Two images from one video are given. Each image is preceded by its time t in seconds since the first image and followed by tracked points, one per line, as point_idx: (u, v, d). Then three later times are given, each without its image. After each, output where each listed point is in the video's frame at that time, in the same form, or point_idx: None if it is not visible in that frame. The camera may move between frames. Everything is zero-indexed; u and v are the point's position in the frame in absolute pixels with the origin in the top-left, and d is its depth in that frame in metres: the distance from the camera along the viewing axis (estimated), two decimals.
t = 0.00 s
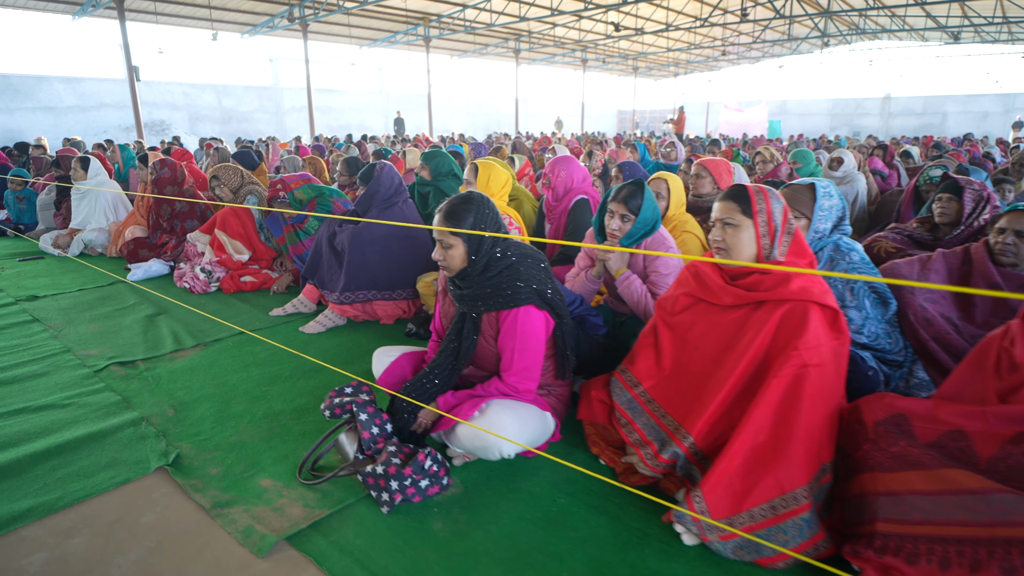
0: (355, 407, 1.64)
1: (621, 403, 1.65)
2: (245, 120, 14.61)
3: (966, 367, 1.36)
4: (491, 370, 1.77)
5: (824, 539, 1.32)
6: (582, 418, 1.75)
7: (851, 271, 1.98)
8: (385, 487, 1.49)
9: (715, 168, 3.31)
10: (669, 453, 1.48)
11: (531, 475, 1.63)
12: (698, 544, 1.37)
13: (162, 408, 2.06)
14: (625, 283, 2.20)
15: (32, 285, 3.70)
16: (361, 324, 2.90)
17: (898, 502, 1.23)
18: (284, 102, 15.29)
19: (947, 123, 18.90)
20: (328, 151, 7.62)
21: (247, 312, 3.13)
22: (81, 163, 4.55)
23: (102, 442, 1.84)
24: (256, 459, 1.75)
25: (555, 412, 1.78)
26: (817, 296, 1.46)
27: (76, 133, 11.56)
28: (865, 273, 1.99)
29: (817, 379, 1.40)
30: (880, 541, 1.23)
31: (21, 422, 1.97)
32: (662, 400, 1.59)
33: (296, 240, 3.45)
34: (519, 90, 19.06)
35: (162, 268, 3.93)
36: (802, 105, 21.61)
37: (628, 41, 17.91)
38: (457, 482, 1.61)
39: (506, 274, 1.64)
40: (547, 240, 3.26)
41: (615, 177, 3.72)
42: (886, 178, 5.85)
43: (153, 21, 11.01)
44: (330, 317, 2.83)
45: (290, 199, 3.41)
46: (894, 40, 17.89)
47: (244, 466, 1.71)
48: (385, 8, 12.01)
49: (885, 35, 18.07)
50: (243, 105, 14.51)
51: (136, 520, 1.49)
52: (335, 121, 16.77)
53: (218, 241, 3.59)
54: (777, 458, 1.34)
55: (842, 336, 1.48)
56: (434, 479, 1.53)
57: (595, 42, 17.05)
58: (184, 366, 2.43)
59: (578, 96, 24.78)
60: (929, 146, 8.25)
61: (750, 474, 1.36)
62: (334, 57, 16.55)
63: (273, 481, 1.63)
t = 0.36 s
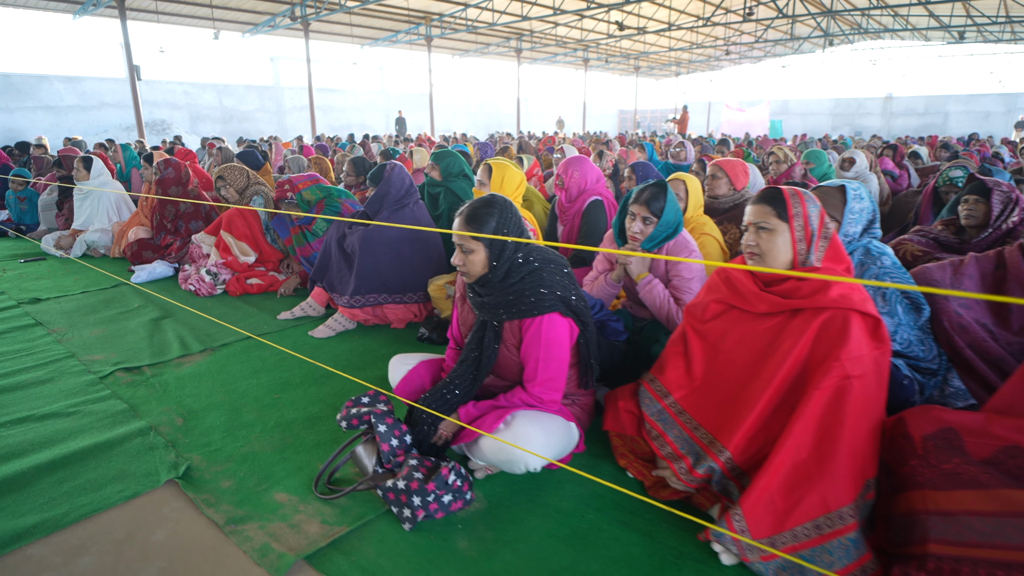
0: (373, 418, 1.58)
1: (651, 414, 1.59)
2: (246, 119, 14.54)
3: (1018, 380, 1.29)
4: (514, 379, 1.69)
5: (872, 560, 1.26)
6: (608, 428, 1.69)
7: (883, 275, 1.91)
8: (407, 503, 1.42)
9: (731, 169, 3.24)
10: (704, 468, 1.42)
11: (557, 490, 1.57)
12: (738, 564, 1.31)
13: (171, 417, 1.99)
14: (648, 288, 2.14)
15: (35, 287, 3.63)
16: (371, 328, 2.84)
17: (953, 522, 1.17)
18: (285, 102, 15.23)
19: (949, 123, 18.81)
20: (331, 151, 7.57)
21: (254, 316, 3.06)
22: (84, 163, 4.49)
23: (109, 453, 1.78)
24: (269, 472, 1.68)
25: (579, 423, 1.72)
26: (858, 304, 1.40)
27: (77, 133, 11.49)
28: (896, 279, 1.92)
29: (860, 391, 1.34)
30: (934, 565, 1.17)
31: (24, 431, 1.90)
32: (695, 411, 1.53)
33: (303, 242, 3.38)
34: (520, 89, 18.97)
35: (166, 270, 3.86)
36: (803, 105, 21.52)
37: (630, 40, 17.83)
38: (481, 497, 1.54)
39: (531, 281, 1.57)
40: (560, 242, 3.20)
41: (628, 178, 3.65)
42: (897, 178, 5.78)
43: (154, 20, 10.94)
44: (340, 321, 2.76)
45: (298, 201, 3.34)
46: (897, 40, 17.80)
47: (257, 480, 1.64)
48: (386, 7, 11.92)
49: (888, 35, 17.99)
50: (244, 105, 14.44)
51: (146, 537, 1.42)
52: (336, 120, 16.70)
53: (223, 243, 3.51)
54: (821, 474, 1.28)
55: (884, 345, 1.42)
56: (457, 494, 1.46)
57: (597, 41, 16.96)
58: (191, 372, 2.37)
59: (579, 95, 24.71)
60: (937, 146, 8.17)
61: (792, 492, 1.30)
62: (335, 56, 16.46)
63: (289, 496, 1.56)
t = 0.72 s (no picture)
0: (391, 431, 1.51)
1: (681, 427, 1.52)
2: (247, 119, 14.48)
3: None
4: (536, 391, 1.62)
5: None
6: (635, 441, 1.62)
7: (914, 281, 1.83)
8: (429, 522, 1.36)
9: (747, 171, 3.18)
10: (741, 485, 1.36)
11: (583, 506, 1.50)
12: None
13: (178, 428, 1.92)
14: (670, 294, 2.07)
15: (36, 290, 3.57)
16: (381, 333, 2.77)
17: (1012, 546, 1.11)
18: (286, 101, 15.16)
19: (950, 122, 18.72)
20: (335, 151, 7.52)
21: (261, 320, 3.00)
22: (86, 163, 4.43)
23: (115, 466, 1.71)
24: (282, 486, 1.62)
25: (604, 435, 1.65)
26: (902, 314, 1.33)
27: (77, 132, 11.42)
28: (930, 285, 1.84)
29: (908, 405, 1.27)
30: None
31: (26, 443, 1.83)
32: (728, 424, 1.47)
33: (311, 244, 3.32)
34: (521, 89, 18.90)
35: (170, 272, 3.80)
36: (804, 105, 21.44)
37: (632, 41, 17.75)
38: (505, 514, 1.48)
39: (556, 289, 1.49)
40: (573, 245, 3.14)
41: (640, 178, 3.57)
42: (908, 179, 5.70)
43: (155, 20, 10.88)
44: (349, 326, 2.70)
45: (305, 203, 3.25)
46: (900, 40, 17.73)
47: (271, 495, 1.58)
48: (388, 6, 11.84)
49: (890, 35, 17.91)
50: (244, 104, 14.38)
51: (155, 557, 1.35)
52: (337, 120, 16.64)
53: (228, 245, 3.46)
54: (870, 495, 1.21)
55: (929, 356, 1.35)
56: (481, 512, 1.40)
57: (599, 41, 16.88)
58: (198, 379, 2.30)
59: (581, 95, 24.64)
60: (946, 147, 8.09)
61: (838, 513, 1.23)
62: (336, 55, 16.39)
63: (305, 513, 1.49)
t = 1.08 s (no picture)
0: (410, 446, 1.45)
1: (714, 443, 1.46)
2: (247, 118, 14.40)
3: None
4: (561, 406, 1.55)
5: None
6: (663, 457, 1.56)
7: (949, 289, 1.75)
8: (453, 545, 1.29)
9: (764, 173, 3.11)
10: (781, 506, 1.29)
11: (611, 525, 1.44)
12: None
13: (185, 440, 1.86)
14: (693, 301, 2.00)
15: (37, 294, 3.50)
16: (391, 339, 2.71)
17: None
18: (287, 101, 15.08)
19: (951, 123, 18.63)
20: (337, 151, 7.45)
21: (267, 325, 2.93)
22: (87, 164, 4.37)
23: (120, 482, 1.64)
24: (295, 504, 1.55)
25: (630, 449, 1.58)
26: (950, 325, 1.26)
27: (77, 132, 11.35)
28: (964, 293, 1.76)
29: (959, 422, 1.20)
30: None
31: (28, 456, 1.77)
32: (763, 440, 1.40)
33: (318, 247, 3.24)
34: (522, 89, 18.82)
35: (173, 276, 3.73)
36: (805, 105, 21.35)
37: (633, 40, 17.68)
38: (529, 534, 1.42)
39: (583, 299, 1.42)
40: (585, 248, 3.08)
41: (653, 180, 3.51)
42: (918, 179, 5.63)
43: (155, 19, 10.81)
44: (359, 332, 2.64)
45: (312, 205, 3.20)
46: (903, 40, 17.67)
47: (284, 513, 1.51)
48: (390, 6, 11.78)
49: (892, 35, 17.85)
50: (245, 104, 14.32)
51: None
52: (338, 119, 16.56)
53: (233, 248, 3.41)
54: (920, 519, 1.14)
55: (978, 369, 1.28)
56: (507, 533, 1.33)
57: (600, 41, 16.81)
58: (204, 388, 2.24)
59: (582, 95, 24.57)
60: (954, 147, 8.01)
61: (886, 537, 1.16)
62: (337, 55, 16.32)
63: (320, 533, 1.43)
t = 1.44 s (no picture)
0: (430, 464, 1.38)
1: (750, 461, 1.39)
2: (248, 118, 14.33)
3: None
4: (587, 421, 1.48)
5: None
6: (694, 475, 1.49)
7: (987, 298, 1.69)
8: (479, 571, 1.23)
9: (781, 176, 3.04)
10: (825, 531, 1.22)
11: (642, 549, 1.37)
12: None
13: (192, 455, 1.79)
14: (717, 309, 1.93)
15: (38, 298, 3.44)
16: (402, 346, 2.64)
17: None
18: (287, 101, 15.01)
19: (953, 123, 18.50)
20: (341, 151, 7.38)
21: (274, 331, 2.86)
22: (88, 165, 4.30)
23: (125, 500, 1.58)
24: (309, 524, 1.48)
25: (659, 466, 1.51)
26: (1004, 339, 1.19)
27: (77, 132, 11.28)
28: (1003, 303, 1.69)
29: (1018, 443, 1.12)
30: None
31: (30, 472, 1.70)
32: (803, 459, 1.34)
33: (324, 251, 3.18)
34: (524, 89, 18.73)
35: (176, 280, 3.67)
36: (807, 105, 21.24)
37: (635, 40, 17.60)
38: (556, 558, 1.35)
39: (613, 310, 1.35)
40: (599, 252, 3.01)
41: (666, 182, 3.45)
42: (930, 180, 5.55)
43: (156, 19, 10.74)
44: (368, 339, 2.57)
45: (319, 208, 3.12)
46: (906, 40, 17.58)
47: (297, 535, 1.44)
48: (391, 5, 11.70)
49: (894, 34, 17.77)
50: (245, 104, 14.25)
51: None
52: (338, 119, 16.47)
53: (238, 252, 3.34)
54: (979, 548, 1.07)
55: None
56: (534, 558, 1.26)
57: (601, 40, 16.73)
58: (210, 398, 2.17)
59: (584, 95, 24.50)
60: (962, 148, 7.93)
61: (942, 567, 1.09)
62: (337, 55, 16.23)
63: (338, 556, 1.36)
